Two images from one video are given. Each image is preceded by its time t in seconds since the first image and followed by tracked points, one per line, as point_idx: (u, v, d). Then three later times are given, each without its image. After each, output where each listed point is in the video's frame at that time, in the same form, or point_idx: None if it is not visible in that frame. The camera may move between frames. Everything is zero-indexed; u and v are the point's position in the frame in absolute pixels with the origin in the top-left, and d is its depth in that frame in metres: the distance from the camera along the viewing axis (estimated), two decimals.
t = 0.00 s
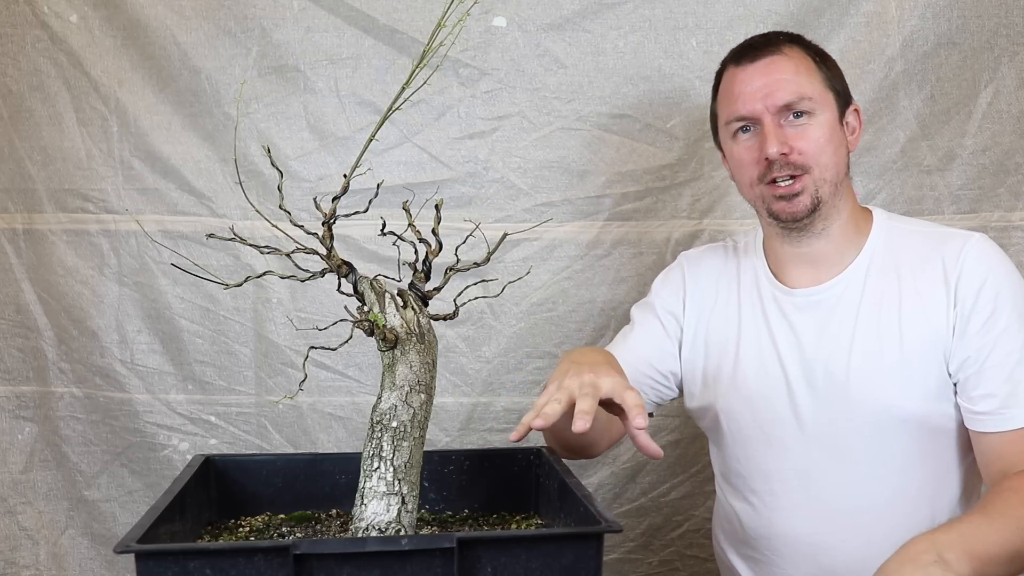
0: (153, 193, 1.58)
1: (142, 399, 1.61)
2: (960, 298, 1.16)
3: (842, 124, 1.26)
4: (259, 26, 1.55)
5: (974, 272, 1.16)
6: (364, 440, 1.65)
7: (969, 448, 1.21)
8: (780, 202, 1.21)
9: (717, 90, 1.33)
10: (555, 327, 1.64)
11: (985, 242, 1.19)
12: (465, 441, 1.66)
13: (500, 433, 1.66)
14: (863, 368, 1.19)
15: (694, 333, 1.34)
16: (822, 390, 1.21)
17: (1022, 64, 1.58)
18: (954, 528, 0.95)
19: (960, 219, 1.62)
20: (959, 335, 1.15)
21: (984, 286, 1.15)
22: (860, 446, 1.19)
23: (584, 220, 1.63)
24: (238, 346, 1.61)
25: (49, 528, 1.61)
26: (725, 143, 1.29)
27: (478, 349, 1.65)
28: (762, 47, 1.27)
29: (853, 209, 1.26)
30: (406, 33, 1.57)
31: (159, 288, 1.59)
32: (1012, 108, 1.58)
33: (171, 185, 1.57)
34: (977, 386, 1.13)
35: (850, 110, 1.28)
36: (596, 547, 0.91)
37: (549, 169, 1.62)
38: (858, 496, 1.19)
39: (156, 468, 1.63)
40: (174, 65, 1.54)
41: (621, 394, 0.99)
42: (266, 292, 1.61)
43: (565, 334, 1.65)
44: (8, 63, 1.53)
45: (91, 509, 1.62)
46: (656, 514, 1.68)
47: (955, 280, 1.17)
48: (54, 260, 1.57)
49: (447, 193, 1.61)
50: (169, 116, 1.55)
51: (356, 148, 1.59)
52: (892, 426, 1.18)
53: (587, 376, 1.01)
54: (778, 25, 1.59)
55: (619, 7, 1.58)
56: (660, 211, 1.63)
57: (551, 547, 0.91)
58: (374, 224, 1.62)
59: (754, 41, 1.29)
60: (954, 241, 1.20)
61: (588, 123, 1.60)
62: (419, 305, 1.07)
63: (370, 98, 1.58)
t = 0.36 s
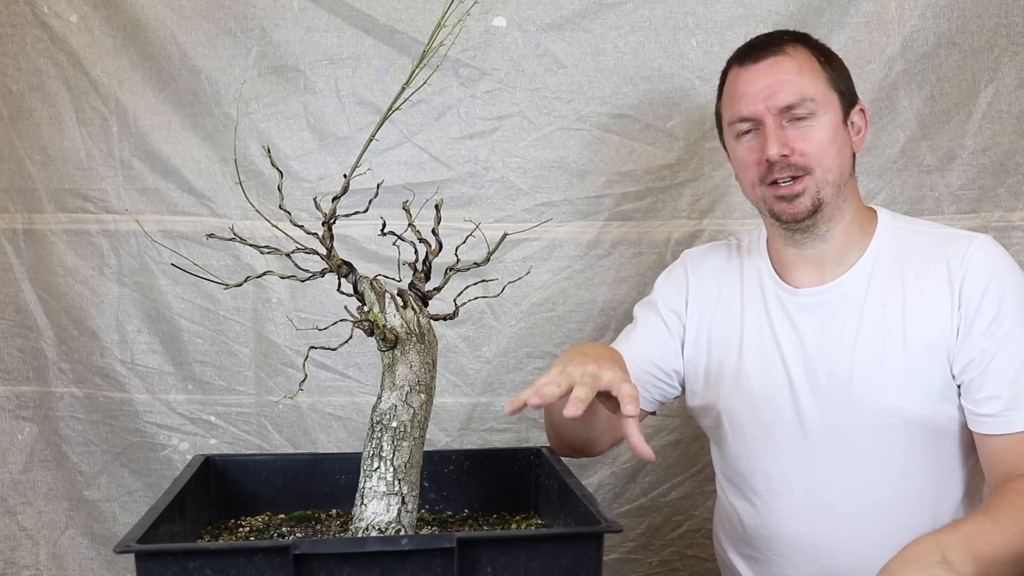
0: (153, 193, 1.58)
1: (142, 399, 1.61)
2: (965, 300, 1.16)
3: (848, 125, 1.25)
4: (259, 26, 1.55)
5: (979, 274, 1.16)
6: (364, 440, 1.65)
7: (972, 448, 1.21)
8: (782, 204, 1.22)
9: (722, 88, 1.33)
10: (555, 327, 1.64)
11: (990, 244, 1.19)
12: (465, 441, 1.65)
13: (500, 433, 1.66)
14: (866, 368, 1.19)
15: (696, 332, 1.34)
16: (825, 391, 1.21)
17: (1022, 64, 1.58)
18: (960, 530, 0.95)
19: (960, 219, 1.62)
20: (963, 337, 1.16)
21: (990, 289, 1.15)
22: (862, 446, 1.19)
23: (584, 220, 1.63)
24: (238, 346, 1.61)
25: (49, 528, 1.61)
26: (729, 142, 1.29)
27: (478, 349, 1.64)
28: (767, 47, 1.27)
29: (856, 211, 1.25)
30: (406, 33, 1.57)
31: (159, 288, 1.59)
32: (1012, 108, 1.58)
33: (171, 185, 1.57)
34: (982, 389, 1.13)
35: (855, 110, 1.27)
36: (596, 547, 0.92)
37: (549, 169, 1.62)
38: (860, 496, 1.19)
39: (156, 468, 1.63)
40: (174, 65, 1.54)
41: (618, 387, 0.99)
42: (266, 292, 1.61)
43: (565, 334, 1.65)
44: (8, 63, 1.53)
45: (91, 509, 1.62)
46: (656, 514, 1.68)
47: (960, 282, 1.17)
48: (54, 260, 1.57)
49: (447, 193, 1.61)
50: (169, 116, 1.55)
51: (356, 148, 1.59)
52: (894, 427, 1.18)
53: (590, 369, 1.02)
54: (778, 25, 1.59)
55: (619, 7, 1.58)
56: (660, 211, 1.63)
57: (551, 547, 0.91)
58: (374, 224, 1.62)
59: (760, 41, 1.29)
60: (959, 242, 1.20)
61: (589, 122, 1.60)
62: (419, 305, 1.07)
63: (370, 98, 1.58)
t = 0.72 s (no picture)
0: (153, 193, 1.58)
1: (142, 399, 1.61)
2: (974, 304, 1.16)
3: (835, 131, 1.23)
4: (259, 26, 1.55)
5: (987, 278, 1.16)
6: (364, 440, 1.65)
7: (973, 450, 1.21)
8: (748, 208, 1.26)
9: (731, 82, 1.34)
10: (555, 327, 1.64)
11: (998, 249, 1.19)
12: (465, 441, 1.65)
13: (500, 433, 1.66)
14: (869, 369, 1.19)
15: (699, 329, 1.34)
16: (828, 391, 1.21)
17: (1022, 64, 1.58)
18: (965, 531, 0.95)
19: (960, 219, 1.62)
20: (969, 341, 1.16)
21: (998, 294, 1.15)
22: (863, 447, 1.19)
23: (584, 220, 1.63)
24: (238, 346, 1.61)
25: (49, 528, 1.61)
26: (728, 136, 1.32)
27: (478, 349, 1.64)
28: (764, 47, 1.27)
29: (841, 216, 1.25)
30: (406, 33, 1.57)
31: (159, 288, 1.59)
32: (1012, 108, 1.58)
33: (171, 185, 1.57)
34: (986, 393, 1.13)
35: (853, 118, 1.23)
36: (596, 547, 0.92)
37: (549, 169, 1.62)
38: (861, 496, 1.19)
39: (156, 468, 1.63)
40: (174, 65, 1.54)
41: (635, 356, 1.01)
42: (266, 292, 1.61)
43: (565, 334, 1.65)
44: (8, 62, 1.53)
45: (91, 509, 1.62)
46: (656, 514, 1.68)
47: (968, 287, 1.17)
48: (54, 260, 1.57)
49: (447, 193, 1.61)
50: (169, 116, 1.56)
51: (356, 148, 1.60)
52: (896, 428, 1.18)
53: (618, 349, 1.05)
54: (778, 25, 1.59)
55: (619, 7, 1.58)
56: (660, 211, 1.63)
57: (551, 547, 0.91)
58: (374, 224, 1.62)
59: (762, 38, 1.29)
60: (967, 245, 1.20)
61: (589, 122, 1.61)
62: (419, 305, 1.07)
63: (370, 98, 1.58)
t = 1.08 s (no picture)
0: (153, 193, 1.58)
1: (142, 399, 1.61)
2: (974, 304, 1.16)
3: (839, 128, 1.23)
4: (259, 26, 1.55)
5: (987, 278, 1.16)
6: (364, 440, 1.65)
7: (973, 449, 1.21)
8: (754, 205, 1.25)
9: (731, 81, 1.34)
10: (555, 327, 1.64)
11: (999, 248, 1.19)
12: (465, 441, 1.65)
13: (500, 433, 1.66)
14: (870, 369, 1.19)
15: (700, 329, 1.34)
16: (828, 391, 1.21)
17: (1021, 64, 1.58)
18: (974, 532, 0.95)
19: (960, 219, 1.62)
20: (969, 341, 1.15)
21: (999, 293, 1.15)
22: (863, 446, 1.19)
23: (584, 220, 1.63)
24: (238, 346, 1.61)
25: (49, 528, 1.61)
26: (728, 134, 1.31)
27: (478, 349, 1.64)
28: (767, 44, 1.27)
29: (847, 213, 1.25)
30: (406, 33, 1.57)
31: (159, 289, 1.59)
32: (1012, 108, 1.58)
33: (171, 185, 1.57)
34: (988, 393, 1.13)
35: (857, 115, 1.24)
36: (596, 547, 0.92)
37: (549, 169, 1.62)
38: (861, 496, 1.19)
39: (156, 468, 1.63)
40: (174, 65, 1.54)
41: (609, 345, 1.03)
42: (266, 292, 1.61)
43: (565, 334, 1.65)
44: (8, 62, 1.53)
45: (91, 509, 1.62)
46: (656, 514, 1.68)
47: (968, 286, 1.17)
48: (54, 260, 1.57)
49: (447, 193, 1.61)
50: (169, 116, 1.56)
51: (356, 148, 1.59)
52: (897, 427, 1.18)
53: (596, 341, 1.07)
54: (778, 25, 1.59)
55: (619, 7, 1.58)
56: (660, 211, 1.63)
57: (551, 547, 0.91)
58: (374, 224, 1.62)
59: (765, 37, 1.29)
60: (968, 245, 1.20)
61: (589, 122, 1.61)
62: (419, 305, 1.07)
63: (370, 98, 1.58)
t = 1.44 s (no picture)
0: (153, 193, 1.58)
1: (142, 399, 1.61)
2: (970, 303, 1.16)
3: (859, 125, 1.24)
4: (259, 26, 1.55)
5: (983, 278, 1.16)
6: (364, 440, 1.65)
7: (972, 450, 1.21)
8: (783, 197, 1.21)
9: (739, 82, 1.34)
10: (555, 328, 1.64)
11: (997, 249, 1.19)
12: (465, 441, 1.65)
13: (500, 433, 1.66)
14: (867, 369, 1.19)
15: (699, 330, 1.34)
16: (826, 390, 1.21)
17: (1022, 64, 1.58)
18: (946, 474, 0.97)
19: (960, 219, 1.62)
20: (965, 341, 1.16)
21: (994, 293, 1.15)
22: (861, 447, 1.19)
23: (584, 221, 1.63)
24: (238, 346, 1.61)
25: (50, 528, 1.61)
26: (739, 134, 1.30)
27: (478, 349, 1.64)
28: (788, 43, 1.27)
29: (863, 211, 1.25)
30: (406, 33, 1.57)
31: (159, 289, 1.59)
32: (1012, 108, 1.58)
33: (171, 185, 1.57)
34: (982, 391, 1.13)
35: (868, 113, 1.27)
36: (596, 547, 0.92)
37: (549, 169, 1.62)
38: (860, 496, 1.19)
39: (156, 468, 1.63)
40: (174, 65, 1.54)
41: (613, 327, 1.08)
42: (266, 292, 1.61)
43: (565, 334, 1.65)
44: (8, 62, 1.53)
45: (91, 509, 1.62)
46: (656, 514, 1.68)
47: (964, 286, 1.17)
48: (54, 260, 1.57)
49: (447, 193, 1.61)
50: (169, 116, 1.56)
51: (356, 148, 1.59)
52: (894, 428, 1.18)
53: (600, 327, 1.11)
54: (778, 25, 1.59)
55: (619, 7, 1.58)
56: (660, 211, 1.63)
57: (551, 547, 0.91)
58: (374, 224, 1.62)
59: (779, 37, 1.30)
60: (965, 246, 1.20)
61: (589, 122, 1.61)
62: (419, 305, 1.08)
63: (370, 98, 1.58)
